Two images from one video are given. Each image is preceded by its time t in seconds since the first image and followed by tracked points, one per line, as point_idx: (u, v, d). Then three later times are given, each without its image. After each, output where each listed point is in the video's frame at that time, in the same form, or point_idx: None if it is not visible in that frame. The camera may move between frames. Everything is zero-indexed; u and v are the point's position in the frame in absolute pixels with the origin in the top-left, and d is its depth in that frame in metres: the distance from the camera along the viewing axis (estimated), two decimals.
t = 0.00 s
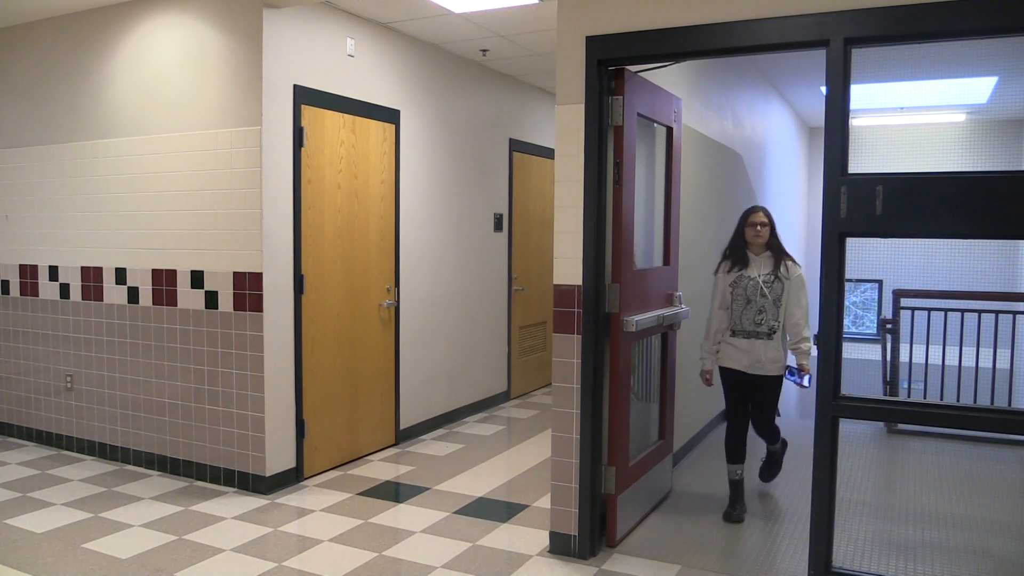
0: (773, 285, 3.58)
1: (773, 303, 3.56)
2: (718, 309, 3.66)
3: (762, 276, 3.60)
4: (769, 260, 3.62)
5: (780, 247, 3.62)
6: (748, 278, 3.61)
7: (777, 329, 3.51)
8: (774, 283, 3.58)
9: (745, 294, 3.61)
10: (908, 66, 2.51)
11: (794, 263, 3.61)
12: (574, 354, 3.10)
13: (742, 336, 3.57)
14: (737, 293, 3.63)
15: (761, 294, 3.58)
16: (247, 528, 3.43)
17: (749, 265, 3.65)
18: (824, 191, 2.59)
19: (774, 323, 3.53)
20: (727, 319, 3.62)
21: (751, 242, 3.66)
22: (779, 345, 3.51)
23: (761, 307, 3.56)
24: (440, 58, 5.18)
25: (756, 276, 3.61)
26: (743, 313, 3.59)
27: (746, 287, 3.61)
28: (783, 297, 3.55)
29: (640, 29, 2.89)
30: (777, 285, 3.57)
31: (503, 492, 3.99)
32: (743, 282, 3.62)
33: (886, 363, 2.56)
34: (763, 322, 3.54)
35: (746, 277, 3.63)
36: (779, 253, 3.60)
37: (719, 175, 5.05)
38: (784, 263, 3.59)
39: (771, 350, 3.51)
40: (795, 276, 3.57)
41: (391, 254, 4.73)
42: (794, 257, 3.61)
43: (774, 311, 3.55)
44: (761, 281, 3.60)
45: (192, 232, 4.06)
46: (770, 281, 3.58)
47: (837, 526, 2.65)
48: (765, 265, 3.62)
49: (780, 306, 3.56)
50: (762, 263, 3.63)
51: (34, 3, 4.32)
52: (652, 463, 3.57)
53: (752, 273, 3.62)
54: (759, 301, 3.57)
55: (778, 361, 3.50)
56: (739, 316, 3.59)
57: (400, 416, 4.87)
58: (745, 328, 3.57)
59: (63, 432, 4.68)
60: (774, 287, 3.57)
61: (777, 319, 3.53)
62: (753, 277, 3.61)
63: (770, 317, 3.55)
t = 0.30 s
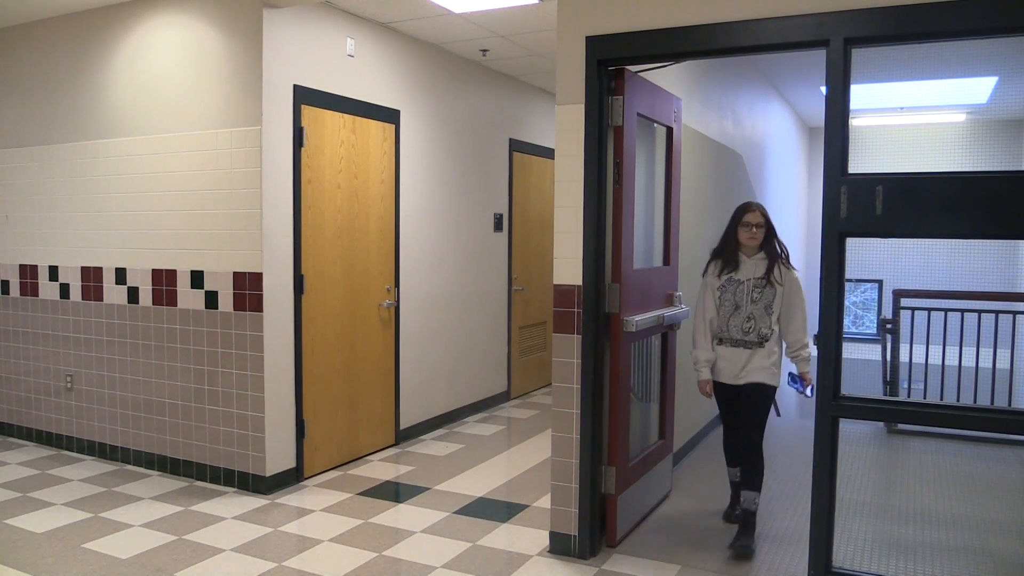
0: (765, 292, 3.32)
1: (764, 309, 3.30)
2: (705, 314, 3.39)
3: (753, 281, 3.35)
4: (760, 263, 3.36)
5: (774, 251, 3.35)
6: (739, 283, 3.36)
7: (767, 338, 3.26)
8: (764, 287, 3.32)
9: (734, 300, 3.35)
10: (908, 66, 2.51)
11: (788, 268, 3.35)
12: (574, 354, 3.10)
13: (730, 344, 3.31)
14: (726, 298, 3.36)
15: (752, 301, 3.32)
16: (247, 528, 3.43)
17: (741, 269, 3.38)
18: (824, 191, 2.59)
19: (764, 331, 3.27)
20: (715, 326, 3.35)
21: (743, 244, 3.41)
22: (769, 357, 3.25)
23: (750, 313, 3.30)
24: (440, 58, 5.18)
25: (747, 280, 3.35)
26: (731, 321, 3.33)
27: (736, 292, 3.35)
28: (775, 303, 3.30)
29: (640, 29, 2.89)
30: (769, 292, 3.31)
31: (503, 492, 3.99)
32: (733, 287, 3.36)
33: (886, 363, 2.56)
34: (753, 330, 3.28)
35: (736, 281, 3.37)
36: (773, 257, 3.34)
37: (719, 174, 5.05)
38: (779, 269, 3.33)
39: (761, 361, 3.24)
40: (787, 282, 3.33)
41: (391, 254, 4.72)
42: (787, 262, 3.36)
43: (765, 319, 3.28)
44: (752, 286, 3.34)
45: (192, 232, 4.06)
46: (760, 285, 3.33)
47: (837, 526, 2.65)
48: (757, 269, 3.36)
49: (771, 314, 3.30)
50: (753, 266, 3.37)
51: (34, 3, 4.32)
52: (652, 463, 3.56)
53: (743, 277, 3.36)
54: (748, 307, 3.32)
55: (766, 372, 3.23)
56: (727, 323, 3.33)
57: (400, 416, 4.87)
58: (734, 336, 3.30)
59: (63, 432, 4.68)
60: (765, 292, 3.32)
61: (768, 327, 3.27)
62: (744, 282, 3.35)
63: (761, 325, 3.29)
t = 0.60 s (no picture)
0: (758, 294, 3.08)
1: (756, 312, 3.05)
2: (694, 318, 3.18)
3: (745, 281, 3.12)
4: (754, 263, 3.12)
5: (770, 249, 3.10)
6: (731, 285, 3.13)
7: (758, 344, 3.02)
8: (757, 289, 3.09)
9: (725, 303, 3.12)
10: (908, 66, 2.51)
11: (785, 268, 3.09)
12: (574, 354, 3.10)
13: (719, 351, 3.08)
14: (717, 301, 3.15)
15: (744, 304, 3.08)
16: (247, 528, 3.43)
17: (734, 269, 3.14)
18: (824, 191, 2.59)
19: (756, 336, 3.03)
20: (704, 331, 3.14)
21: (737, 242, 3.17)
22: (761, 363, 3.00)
23: (741, 317, 3.07)
24: (440, 58, 5.18)
25: (739, 282, 3.12)
26: (721, 325, 3.10)
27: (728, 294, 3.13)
28: (768, 305, 3.05)
29: (640, 29, 2.89)
30: (763, 294, 3.07)
31: (503, 492, 3.99)
32: (724, 289, 3.14)
33: (886, 363, 2.56)
34: (743, 335, 3.04)
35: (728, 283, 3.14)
36: (768, 256, 3.09)
37: (719, 174, 5.05)
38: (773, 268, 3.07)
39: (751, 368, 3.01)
40: (783, 283, 3.08)
41: (391, 254, 4.72)
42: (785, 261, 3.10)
43: (757, 323, 3.04)
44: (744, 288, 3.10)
45: (192, 232, 4.06)
46: (752, 286, 3.09)
47: (837, 526, 2.65)
48: (751, 269, 3.11)
49: (764, 317, 3.04)
50: (747, 266, 3.13)
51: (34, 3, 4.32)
52: (652, 463, 3.56)
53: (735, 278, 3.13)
54: (739, 309, 3.08)
55: (759, 382, 2.98)
56: (717, 328, 3.11)
57: (400, 416, 4.88)
58: (724, 342, 3.08)
59: (63, 432, 4.68)
60: (757, 294, 3.08)
61: (760, 331, 3.03)
62: (735, 283, 3.12)
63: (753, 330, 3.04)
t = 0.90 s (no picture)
0: (750, 302, 2.87)
1: (749, 322, 2.85)
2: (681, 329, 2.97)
3: (736, 287, 2.90)
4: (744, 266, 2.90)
5: (760, 252, 2.89)
6: (720, 292, 2.91)
7: (751, 357, 2.84)
8: (749, 296, 2.87)
9: (714, 311, 2.91)
10: (908, 66, 2.51)
11: (777, 270, 2.87)
12: (574, 354, 3.10)
13: (710, 365, 2.89)
14: (705, 309, 2.93)
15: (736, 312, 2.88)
16: (247, 528, 3.43)
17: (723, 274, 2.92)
18: (823, 191, 2.59)
19: (750, 347, 2.84)
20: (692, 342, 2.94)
21: (723, 244, 2.95)
22: (755, 377, 2.81)
23: (734, 327, 2.86)
24: (440, 58, 5.18)
25: (730, 289, 2.90)
26: (711, 336, 2.90)
27: (717, 303, 2.91)
28: (761, 313, 2.84)
29: (640, 29, 2.89)
30: (755, 301, 2.86)
31: (503, 492, 3.99)
32: (714, 295, 2.92)
33: (886, 363, 2.57)
34: (735, 347, 2.85)
35: (717, 290, 2.92)
36: (758, 259, 2.88)
37: (720, 174, 5.05)
38: (766, 273, 2.86)
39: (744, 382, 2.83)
40: (777, 288, 2.85)
41: (391, 255, 4.72)
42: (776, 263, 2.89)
43: (750, 335, 2.84)
44: (734, 295, 2.89)
45: (192, 232, 4.06)
46: (744, 293, 2.88)
47: (837, 526, 2.65)
48: (741, 274, 2.90)
49: (757, 326, 2.84)
50: (736, 270, 2.91)
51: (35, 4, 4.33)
52: (652, 463, 3.56)
53: (725, 284, 2.91)
54: (732, 319, 2.87)
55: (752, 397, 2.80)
56: (706, 339, 2.91)
57: (400, 416, 4.88)
58: (715, 355, 2.88)
59: (63, 432, 4.68)
60: (750, 301, 2.86)
61: (753, 342, 2.84)
62: (724, 290, 2.91)
63: (746, 341, 2.85)
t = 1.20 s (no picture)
0: (733, 307, 2.64)
1: (734, 329, 2.63)
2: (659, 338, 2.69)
3: (717, 291, 2.65)
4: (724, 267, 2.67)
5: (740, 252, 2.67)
6: (702, 297, 2.65)
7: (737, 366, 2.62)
8: (732, 300, 2.64)
9: (696, 318, 2.66)
10: (908, 66, 2.51)
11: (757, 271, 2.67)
12: (574, 354, 3.10)
13: (693, 377, 2.63)
14: (686, 316, 2.67)
15: (719, 319, 2.64)
16: (247, 528, 3.43)
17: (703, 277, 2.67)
18: (823, 192, 2.59)
19: (735, 356, 2.62)
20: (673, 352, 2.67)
21: (700, 245, 2.68)
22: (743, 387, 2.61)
23: (718, 335, 2.62)
24: (440, 58, 5.17)
25: (711, 293, 2.65)
26: (694, 346, 2.64)
27: (698, 309, 2.66)
28: (746, 318, 2.63)
29: (640, 29, 2.89)
30: (737, 306, 2.64)
31: (503, 492, 3.99)
32: (694, 301, 2.66)
33: (886, 363, 2.57)
34: (721, 357, 2.61)
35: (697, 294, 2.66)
36: (738, 260, 2.65)
37: (720, 174, 5.05)
38: (748, 276, 2.64)
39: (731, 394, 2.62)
40: (759, 290, 2.65)
41: (391, 255, 4.72)
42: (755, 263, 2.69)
43: (734, 343, 2.62)
44: (716, 300, 2.65)
45: (192, 232, 4.06)
46: (726, 297, 2.64)
47: (837, 526, 2.65)
48: (721, 277, 2.65)
49: (741, 332, 2.63)
50: (716, 273, 2.66)
51: (35, 3, 4.33)
52: (652, 463, 3.56)
53: (705, 287, 2.66)
54: (716, 327, 2.63)
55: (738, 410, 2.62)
56: (688, 349, 2.65)
57: (400, 416, 4.88)
58: (700, 366, 2.63)
59: (63, 432, 4.68)
60: (734, 306, 2.64)
61: (740, 350, 2.62)
62: (705, 295, 2.65)
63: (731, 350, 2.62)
